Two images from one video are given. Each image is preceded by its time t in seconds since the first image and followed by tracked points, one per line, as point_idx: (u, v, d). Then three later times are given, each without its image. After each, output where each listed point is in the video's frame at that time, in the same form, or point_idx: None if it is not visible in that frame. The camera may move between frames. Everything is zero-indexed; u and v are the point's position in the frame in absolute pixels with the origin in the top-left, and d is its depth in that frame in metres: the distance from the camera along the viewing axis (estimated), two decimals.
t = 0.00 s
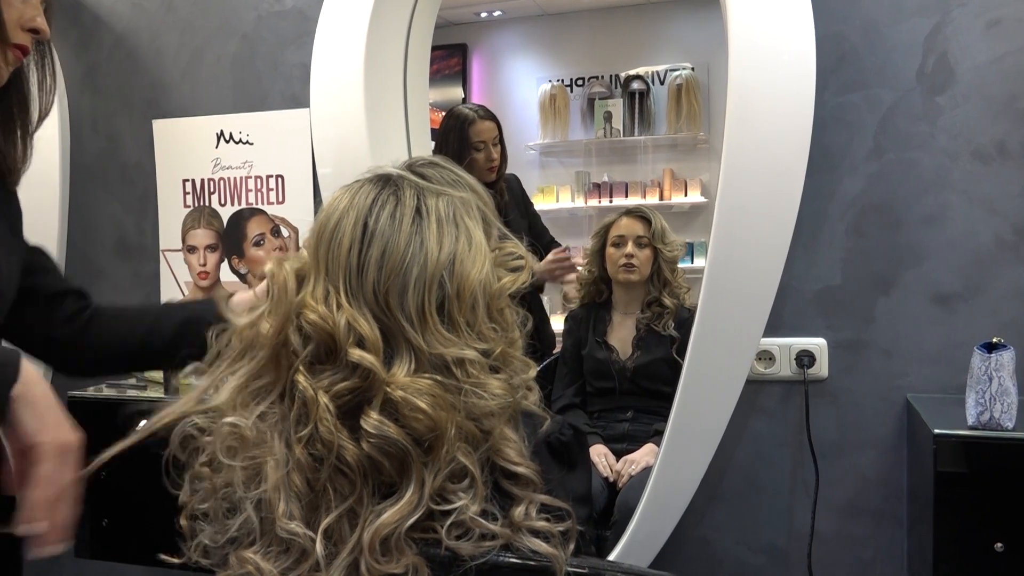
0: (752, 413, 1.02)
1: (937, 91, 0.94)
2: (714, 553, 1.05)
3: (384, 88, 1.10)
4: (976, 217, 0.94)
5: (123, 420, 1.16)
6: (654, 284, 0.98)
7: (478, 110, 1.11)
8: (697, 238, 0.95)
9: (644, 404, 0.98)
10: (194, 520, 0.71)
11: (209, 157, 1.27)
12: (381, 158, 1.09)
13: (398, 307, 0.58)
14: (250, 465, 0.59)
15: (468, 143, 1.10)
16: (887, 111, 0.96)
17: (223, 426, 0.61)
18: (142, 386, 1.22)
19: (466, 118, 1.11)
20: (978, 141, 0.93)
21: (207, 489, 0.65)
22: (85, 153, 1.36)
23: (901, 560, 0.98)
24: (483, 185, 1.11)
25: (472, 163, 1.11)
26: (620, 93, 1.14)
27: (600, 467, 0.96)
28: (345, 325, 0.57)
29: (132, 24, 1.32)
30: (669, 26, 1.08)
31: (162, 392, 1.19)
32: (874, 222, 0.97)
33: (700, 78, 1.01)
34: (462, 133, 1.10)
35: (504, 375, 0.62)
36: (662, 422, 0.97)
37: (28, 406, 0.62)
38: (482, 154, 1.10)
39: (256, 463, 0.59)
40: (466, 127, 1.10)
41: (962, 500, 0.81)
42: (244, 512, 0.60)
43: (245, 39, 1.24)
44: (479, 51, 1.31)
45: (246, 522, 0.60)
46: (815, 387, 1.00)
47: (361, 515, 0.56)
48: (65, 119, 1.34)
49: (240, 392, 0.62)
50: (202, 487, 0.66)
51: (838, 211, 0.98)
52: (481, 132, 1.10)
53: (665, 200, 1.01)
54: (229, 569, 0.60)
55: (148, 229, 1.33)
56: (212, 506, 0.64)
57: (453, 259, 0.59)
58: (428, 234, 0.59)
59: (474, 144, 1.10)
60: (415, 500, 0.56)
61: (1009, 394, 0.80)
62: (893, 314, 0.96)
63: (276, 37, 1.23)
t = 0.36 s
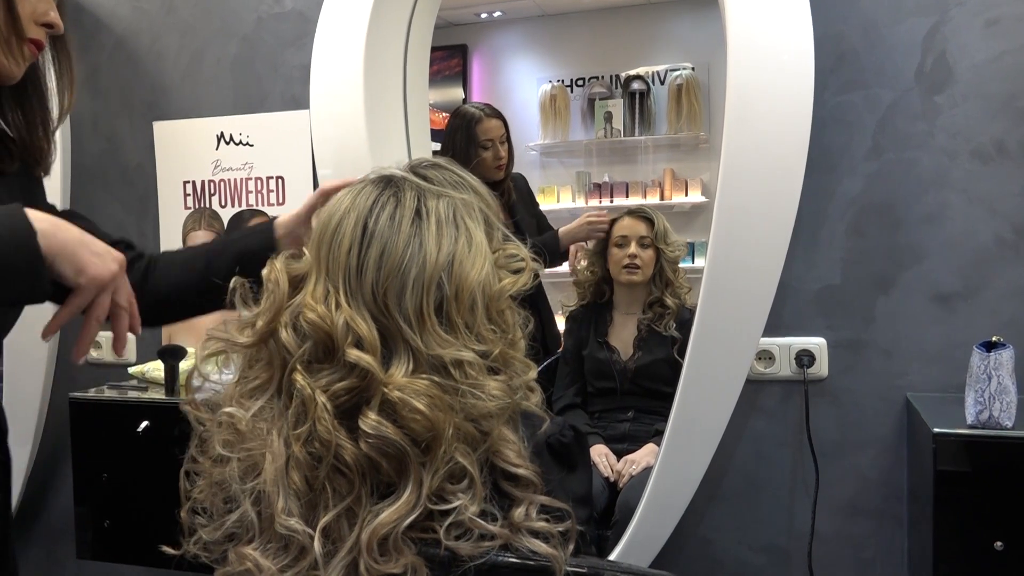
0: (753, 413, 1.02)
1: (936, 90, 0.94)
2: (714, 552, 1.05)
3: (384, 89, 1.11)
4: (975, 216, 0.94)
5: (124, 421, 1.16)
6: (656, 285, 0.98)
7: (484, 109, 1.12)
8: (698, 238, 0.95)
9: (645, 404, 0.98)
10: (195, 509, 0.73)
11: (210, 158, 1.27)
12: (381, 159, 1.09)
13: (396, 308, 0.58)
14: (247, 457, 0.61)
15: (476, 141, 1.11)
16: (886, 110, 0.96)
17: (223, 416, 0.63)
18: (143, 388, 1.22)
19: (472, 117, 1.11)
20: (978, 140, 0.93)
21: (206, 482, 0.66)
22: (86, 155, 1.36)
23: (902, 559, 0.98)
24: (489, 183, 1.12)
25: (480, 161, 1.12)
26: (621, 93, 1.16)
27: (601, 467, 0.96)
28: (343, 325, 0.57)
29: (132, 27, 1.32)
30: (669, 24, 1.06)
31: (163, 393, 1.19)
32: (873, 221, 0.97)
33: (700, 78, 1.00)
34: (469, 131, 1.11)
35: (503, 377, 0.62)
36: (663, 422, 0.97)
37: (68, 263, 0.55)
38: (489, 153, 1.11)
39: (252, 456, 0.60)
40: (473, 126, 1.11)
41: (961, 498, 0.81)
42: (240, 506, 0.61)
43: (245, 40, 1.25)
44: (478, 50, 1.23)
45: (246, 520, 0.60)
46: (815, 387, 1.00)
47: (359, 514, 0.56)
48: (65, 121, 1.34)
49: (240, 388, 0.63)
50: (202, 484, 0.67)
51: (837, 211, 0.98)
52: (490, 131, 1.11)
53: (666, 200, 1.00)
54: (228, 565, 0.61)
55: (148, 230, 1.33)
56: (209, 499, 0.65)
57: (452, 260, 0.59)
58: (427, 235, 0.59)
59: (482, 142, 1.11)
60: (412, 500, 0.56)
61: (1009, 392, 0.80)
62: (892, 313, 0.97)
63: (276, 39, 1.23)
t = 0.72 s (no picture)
0: (753, 412, 1.02)
1: (936, 89, 0.94)
2: (714, 551, 1.05)
3: (384, 88, 1.11)
4: (974, 215, 0.94)
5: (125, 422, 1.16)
6: (656, 285, 0.99)
7: (495, 109, 1.13)
8: (698, 238, 0.96)
9: (646, 403, 0.99)
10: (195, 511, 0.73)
11: (211, 160, 1.28)
12: (381, 159, 1.10)
13: (391, 308, 0.58)
14: (246, 457, 0.61)
15: (487, 139, 1.11)
16: (885, 109, 0.96)
17: (223, 416, 0.63)
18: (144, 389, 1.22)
19: (482, 117, 1.12)
20: (977, 139, 0.93)
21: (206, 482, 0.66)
22: (87, 156, 1.37)
23: (903, 558, 0.98)
24: (496, 183, 1.11)
25: (488, 160, 1.12)
26: (621, 93, 1.17)
27: (601, 467, 0.96)
28: (338, 324, 0.57)
29: (133, 28, 1.32)
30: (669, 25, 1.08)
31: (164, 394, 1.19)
32: (873, 220, 0.97)
33: (700, 78, 1.01)
34: (478, 130, 1.11)
35: (500, 377, 0.63)
36: (664, 421, 0.97)
37: None
38: (498, 152, 1.12)
39: (251, 456, 0.61)
40: (482, 125, 1.11)
41: (962, 497, 0.81)
42: (240, 506, 0.61)
43: (245, 42, 1.25)
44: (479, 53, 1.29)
45: (246, 518, 0.60)
46: (815, 386, 1.00)
47: (358, 513, 0.56)
48: (66, 122, 1.35)
49: (239, 387, 0.64)
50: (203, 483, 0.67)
51: (837, 210, 0.98)
52: (497, 130, 1.12)
53: (666, 200, 1.03)
54: (228, 564, 0.61)
55: (150, 232, 1.33)
56: (209, 499, 0.65)
57: (447, 261, 0.59)
58: (423, 235, 0.59)
59: (491, 141, 1.11)
60: (410, 500, 0.56)
61: (1008, 391, 0.80)
62: (892, 312, 0.97)
63: (276, 41, 1.23)
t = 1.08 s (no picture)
0: (755, 413, 1.03)
1: (936, 91, 0.94)
2: (717, 553, 1.05)
3: (385, 90, 1.12)
4: (976, 215, 0.94)
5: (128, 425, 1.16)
6: (658, 287, 0.99)
7: (481, 108, 1.16)
8: (701, 239, 0.95)
9: (648, 405, 0.98)
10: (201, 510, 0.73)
11: (213, 163, 1.28)
12: (383, 162, 1.10)
13: (396, 308, 0.58)
14: (250, 457, 0.61)
15: (473, 137, 1.15)
16: (886, 110, 0.96)
17: (227, 417, 0.63)
18: (147, 392, 1.22)
19: (469, 113, 1.15)
20: (978, 140, 0.94)
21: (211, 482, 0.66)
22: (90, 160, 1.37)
23: (906, 559, 0.98)
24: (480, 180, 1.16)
25: (474, 158, 1.16)
26: (623, 95, 1.15)
27: (603, 469, 0.97)
28: (343, 324, 0.58)
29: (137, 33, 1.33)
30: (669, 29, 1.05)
31: (166, 397, 1.19)
32: (874, 222, 0.97)
33: (701, 79, 1.01)
34: (467, 127, 1.15)
35: (503, 378, 0.63)
36: (667, 423, 0.97)
37: None
38: (484, 150, 1.16)
39: (255, 456, 0.61)
40: (471, 122, 1.15)
41: (964, 497, 0.81)
42: (245, 507, 0.61)
43: (248, 45, 1.26)
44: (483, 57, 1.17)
45: (251, 520, 0.61)
46: (817, 387, 1.00)
47: (361, 514, 0.56)
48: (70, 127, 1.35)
49: (243, 387, 0.64)
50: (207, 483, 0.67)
51: (838, 211, 0.98)
52: (484, 129, 1.16)
53: (669, 201, 1.01)
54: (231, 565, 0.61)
55: (153, 235, 1.34)
56: (214, 499, 0.65)
57: (452, 262, 0.60)
58: (428, 236, 0.60)
59: (477, 139, 1.15)
60: (412, 500, 0.56)
61: (1010, 392, 0.79)
62: (894, 313, 0.97)
63: (278, 44, 1.24)
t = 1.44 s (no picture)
0: (754, 417, 1.03)
1: (933, 96, 0.95)
2: (716, 557, 1.05)
3: (385, 95, 1.11)
4: (973, 220, 0.94)
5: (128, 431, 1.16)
6: (657, 292, 0.99)
7: (475, 114, 1.16)
8: (701, 244, 0.96)
9: (646, 410, 0.99)
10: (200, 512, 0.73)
11: (213, 169, 1.28)
12: (383, 167, 1.10)
13: (397, 308, 0.59)
14: (251, 457, 0.61)
15: (465, 142, 1.14)
16: (883, 116, 0.97)
17: (227, 418, 0.64)
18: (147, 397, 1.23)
19: (462, 118, 1.14)
20: (974, 145, 0.94)
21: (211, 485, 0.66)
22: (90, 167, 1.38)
23: (905, 563, 0.98)
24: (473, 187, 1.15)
25: (466, 163, 1.15)
26: (622, 100, 1.20)
27: (602, 474, 0.97)
28: (344, 325, 0.58)
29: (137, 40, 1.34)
30: (669, 32, 1.08)
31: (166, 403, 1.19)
32: (872, 226, 0.97)
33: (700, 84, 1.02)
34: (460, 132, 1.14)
35: (501, 381, 0.63)
36: (666, 428, 0.97)
37: None
38: (476, 155, 1.15)
39: (256, 456, 0.61)
40: (464, 128, 1.15)
41: (962, 501, 0.81)
42: (245, 508, 0.62)
43: (247, 52, 1.26)
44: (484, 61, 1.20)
45: (251, 520, 0.61)
46: (816, 392, 1.00)
47: (360, 514, 0.57)
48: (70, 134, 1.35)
49: (244, 388, 0.64)
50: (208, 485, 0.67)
51: (836, 217, 0.99)
52: (477, 132, 1.15)
53: (667, 206, 1.03)
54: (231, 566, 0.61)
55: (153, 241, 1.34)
56: (214, 501, 0.65)
57: (453, 264, 0.60)
58: (429, 238, 0.60)
59: (470, 144, 1.14)
60: (410, 502, 0.56)
61: (1007, 396, 0.80)
62: (892, 317, 0.97)
63: (278, 51, 1.24)
